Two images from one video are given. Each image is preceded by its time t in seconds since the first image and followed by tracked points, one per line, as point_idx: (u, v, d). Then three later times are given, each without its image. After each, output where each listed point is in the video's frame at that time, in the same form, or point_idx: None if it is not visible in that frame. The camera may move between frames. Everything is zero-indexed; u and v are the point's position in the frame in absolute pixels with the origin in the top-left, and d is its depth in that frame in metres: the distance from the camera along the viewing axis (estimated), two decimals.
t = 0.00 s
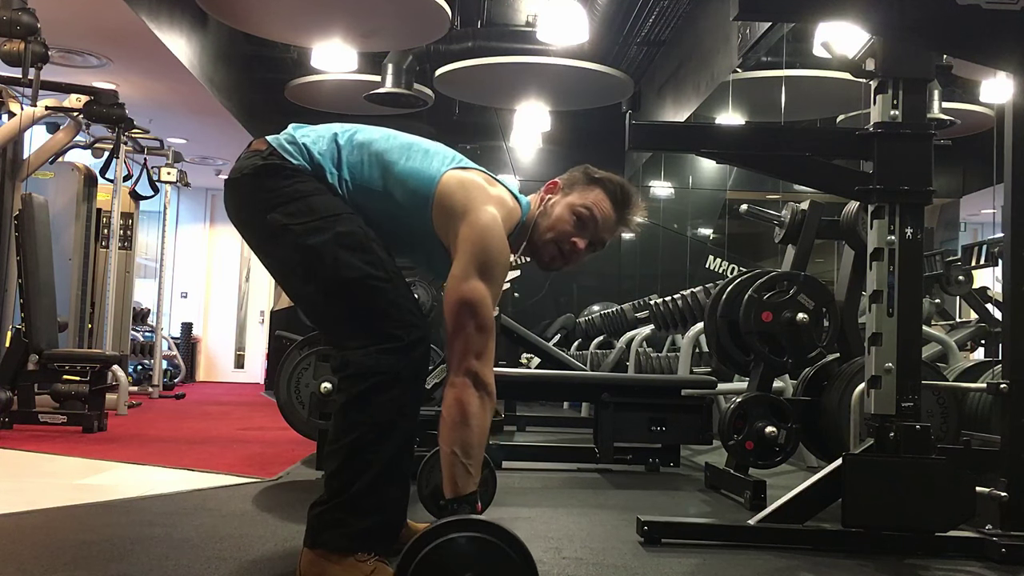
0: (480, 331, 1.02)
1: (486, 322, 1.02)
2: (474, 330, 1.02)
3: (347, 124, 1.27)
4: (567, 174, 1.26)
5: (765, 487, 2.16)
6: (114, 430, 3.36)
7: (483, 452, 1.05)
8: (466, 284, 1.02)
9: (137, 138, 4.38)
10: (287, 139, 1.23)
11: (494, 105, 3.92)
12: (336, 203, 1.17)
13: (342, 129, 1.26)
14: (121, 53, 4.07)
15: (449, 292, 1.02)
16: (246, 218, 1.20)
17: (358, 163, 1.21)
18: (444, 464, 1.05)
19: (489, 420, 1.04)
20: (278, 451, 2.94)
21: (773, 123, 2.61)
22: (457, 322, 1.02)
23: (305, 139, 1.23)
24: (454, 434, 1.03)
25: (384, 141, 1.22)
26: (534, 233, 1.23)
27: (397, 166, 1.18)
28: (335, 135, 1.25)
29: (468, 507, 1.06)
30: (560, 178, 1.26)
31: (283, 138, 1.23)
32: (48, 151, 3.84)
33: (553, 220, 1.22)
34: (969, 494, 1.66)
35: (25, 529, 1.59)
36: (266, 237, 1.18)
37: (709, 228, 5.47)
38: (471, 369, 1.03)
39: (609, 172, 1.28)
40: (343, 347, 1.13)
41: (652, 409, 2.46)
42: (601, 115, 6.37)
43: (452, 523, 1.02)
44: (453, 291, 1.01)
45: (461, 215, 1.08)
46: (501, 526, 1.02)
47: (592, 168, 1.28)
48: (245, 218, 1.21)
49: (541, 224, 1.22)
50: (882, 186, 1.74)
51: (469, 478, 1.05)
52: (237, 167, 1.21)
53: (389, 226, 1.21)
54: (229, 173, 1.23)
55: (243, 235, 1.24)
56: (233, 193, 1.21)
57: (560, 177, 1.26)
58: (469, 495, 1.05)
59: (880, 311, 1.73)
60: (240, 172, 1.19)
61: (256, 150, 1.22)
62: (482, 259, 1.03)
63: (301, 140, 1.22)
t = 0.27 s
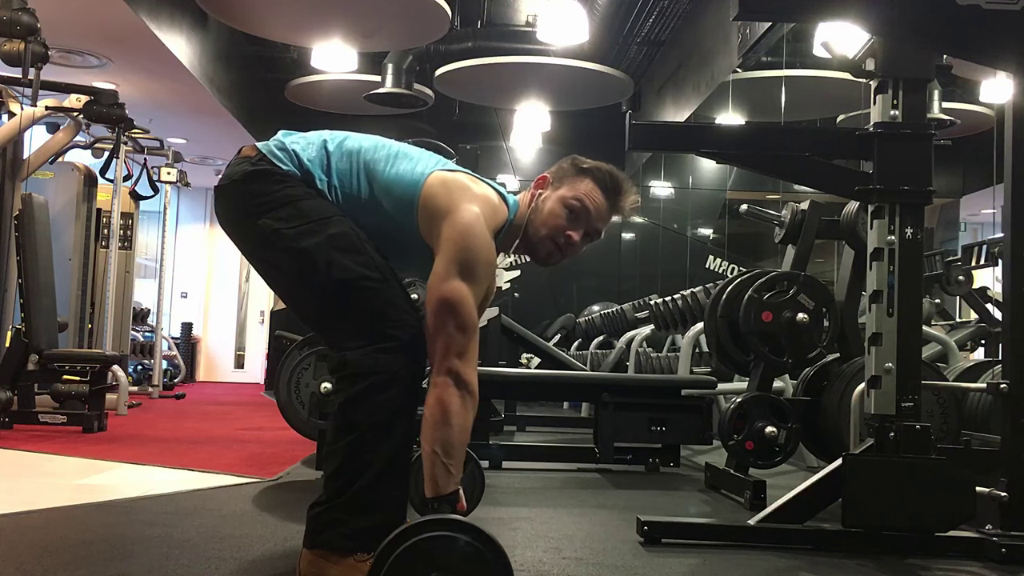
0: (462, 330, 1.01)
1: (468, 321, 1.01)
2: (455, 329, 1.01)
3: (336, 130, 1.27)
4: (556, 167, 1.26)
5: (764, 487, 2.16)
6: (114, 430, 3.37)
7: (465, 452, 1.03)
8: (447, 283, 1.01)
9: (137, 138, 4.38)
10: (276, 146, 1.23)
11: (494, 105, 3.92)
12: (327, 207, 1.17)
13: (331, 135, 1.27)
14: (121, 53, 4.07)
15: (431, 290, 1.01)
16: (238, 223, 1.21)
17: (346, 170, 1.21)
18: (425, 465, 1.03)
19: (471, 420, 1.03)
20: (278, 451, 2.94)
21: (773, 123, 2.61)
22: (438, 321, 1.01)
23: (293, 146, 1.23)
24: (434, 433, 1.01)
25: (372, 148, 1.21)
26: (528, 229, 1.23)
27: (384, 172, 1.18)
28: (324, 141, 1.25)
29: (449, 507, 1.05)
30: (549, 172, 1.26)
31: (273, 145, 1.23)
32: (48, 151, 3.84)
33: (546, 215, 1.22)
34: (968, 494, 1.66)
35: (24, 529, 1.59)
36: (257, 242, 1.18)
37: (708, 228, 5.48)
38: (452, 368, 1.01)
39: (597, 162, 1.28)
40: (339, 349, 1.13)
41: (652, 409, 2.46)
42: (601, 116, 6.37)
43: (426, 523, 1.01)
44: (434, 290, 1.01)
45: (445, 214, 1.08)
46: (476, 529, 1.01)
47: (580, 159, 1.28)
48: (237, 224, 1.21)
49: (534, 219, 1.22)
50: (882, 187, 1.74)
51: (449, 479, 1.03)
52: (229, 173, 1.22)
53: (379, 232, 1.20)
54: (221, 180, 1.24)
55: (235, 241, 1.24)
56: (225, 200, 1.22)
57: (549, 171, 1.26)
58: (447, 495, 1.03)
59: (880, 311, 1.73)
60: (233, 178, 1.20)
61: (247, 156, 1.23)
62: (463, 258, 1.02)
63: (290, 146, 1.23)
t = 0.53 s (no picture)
0: (452, 330, 1.02)
1: (458, 321, 1.02)
2: (446, 329, 1.02)
3: (331, 130, 1.28)
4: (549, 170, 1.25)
5: (764, 487, 2.16)
6: (114, 430, 3.37)
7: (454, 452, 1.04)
8: (439, 284, 1.02)
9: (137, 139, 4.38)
10: (271, 146, 1.23)
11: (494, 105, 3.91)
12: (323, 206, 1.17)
13: (326, 135, 1.27)
14: (121, 53, 4.07)
15: (421, 290, 1.02)
16: (233, 223, 1.21)
17: (341, 169, 1.21)
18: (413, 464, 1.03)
19: (460, 420, 1.03)
20: (278, 451, 2.94)
21: (774, 123, 2.61)
22: (429, 321, 1.02)
23: (288, 145, 1.23)
24: (423, 432, 1.02)
25: (367, 147, 1.22)
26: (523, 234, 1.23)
27: (379, 172, 1.18)
28: (319, 140, 1.25)
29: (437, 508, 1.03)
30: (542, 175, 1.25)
31: (268, 144, 1.23)
32: (48, 151, 3.84)
33: (541, 220, 1.22)
34: (968, 494, 1.66)
35: (25, 529, 1.60)
36: (253, 242, 1.18)
37: (709, 228, 5.49)
38: (441, 368, 1.02)
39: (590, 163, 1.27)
40: (336, 348, 1.13)
41: (652, 409, 2.45)
42: (601, 116, 6.37)
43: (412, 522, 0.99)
44: (425, 290, 1.02)
45: (438, 215, 1.08)
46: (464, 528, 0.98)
47: (573, 160, 1.28)
48: (232, 224, 1.21)
49: (529, 224, 1.22)
50: (882, 187, 1.74)
51: (436, 479, 1.03)
52: (223, 173, 1.22)
53: (373, 231, 1.21)
54: (217, 179, 1.24)
55: (230, 241, 1.24)
56: (220, 199, 1.22)
57: (543, 174, 1.25)
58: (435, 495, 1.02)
59: (880, 311, 1.73)
60: (228, 177, 1.20)
61: (241, 156, 1.23)
62: (455, 258, 1.03)
63: (285, 146, 1.23)
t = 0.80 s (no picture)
0: (453, 331, 1.02)
1: (459, 322, 1.02)
2: (447, 330, 1.02)
3: (329, 133, 1.28)
4: (561, 177, 1.24)
5: (764, 487, 2.16)
6: (114, 430, 3.37)
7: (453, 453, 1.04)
8: (440, 284, 1.01)
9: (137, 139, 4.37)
10: (268, 149, 1.24)
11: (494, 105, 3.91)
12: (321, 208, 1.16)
13: (324, 138, 1.27)
14: (121, 53, 4.07)
15: (423, 290, 1.02)
16: (230, 226, 1.20)
17: (338, 169, 1.21)
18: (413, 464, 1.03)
19: (460, 421, 1.03)
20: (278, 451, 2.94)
21: (774, 123, 2.61)
22: (430, 321, 1.02)
23: (286, 148, 1.24)
24: (423, 433, 1.01)
25: (365, 149, 1.22)
26: (549, 246, 1.25)
27: (377, 172, 1.18)
28: (317, 143, 1.25)
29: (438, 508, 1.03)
30: (552, 180, 1.25)
31: (266, 148, 1.24)
32: (48, 151, 3.84)
33: (569, 233, 1.25)
34: (968, 494, 1.66)
35: (24, 529, 1.59)
36: (251, 244, 1.18)
37: (709, 228, 5.51)
38: (442, 368, 1.02)
39: (591, 159, 1.28)
40: (336, 350, 1.12)
41: (651, 409, 2.46)
42: (601, 116, 6.37)
43: (415, 523, 0.99)
44: (426, 290, 1.01)
45: (440, 215, 1.08)
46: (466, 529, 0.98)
47: (572, 156, 1.27)
48: (230, 227, 1.21)
49: (556, 238, 1.24)
50: (882, 187, 1.74)
51: (437, 479, 1.03)
52: (221, 176, 1.22)
53: (372, 232, 1.21)
54: (214, 183, 1.24)
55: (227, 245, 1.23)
56: (218, 203, 1.21)
57: (552, 180, 1.24)
58: (435, 495, 1.02)
59: (880, 311, 1.73)
60: (226, 181, 1.20)
61: (238, 159, 1.23)
62: (457, 259, 1.02)
63: (283, 149, 1.23)
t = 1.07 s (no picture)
0: (463, 332, 1.03)
1: (469, 324, 1.03)
2: (456, 331, 1.03)
3: (336, 134, 1.27)
4: (570, 179, 1.24)
5: (764, 487, 2.16)
6: (114, 430, 3.37)
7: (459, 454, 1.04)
8: (452, 285, 1.02)
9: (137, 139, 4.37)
10: (276, 151, 1.23)
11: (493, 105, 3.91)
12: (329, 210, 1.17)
13: (331, 139, 1.27)
14: (121, 53, 4.07)
15: (435, 290, 1.02)
16: (240, 229, 1.21)
17: (348, 171, 1.20)
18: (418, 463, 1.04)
19: (466, 423, 1.04)
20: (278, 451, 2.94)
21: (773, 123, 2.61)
22: (441, 321, 1.03)
23: (294, 150, 1.23)
24: (430, 432, 1.02)
25: (373, 150, 1.22)
26: (558, 248, 1.26)
27: (388, 174, 1.18)
28: (325, 145, 1.25)
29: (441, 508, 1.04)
30: (561, 183, 1.24)
31: (273, 150, 1.23)
32: (49, 152, 3.84)
33: (579, 235, 1.25)
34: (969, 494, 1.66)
35: (25, 529, 1.60)
36: (260, 247, 1.18)
37: (709, 228, 5.51)
38: (450, 369, 1.03)
39: (597, 159, 1.29)
40: (343, 350, 1.12)
41: (652, 410, 2.46)
42: (601, 116, 6.37)
43: (418, 522, 0.99)
44: (438, 290, 1.02)
45: (453, 215, 1.08)
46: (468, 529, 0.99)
47: (579, 157, 1.28)
48: (239, 231, 1.21)
49: (566, 240, 1.25)
50: (882, 187, 1.74)
51: (441, 480, 1.04)
52: (229, 180, 1.21)
53: (382, 234, 1.20)
54: (222, 186, 1.23)
55: (237, 248, 1.24)
56: (227, 206, 1.21)
57: (562, 183, 1.24)
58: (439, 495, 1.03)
59: (880, 311, 1.73)
60: (235, 184, 1.20)
61: (246, 162, 1.23)
62: (469, 261, 1.03)
63: (290, 151, 1.22)
